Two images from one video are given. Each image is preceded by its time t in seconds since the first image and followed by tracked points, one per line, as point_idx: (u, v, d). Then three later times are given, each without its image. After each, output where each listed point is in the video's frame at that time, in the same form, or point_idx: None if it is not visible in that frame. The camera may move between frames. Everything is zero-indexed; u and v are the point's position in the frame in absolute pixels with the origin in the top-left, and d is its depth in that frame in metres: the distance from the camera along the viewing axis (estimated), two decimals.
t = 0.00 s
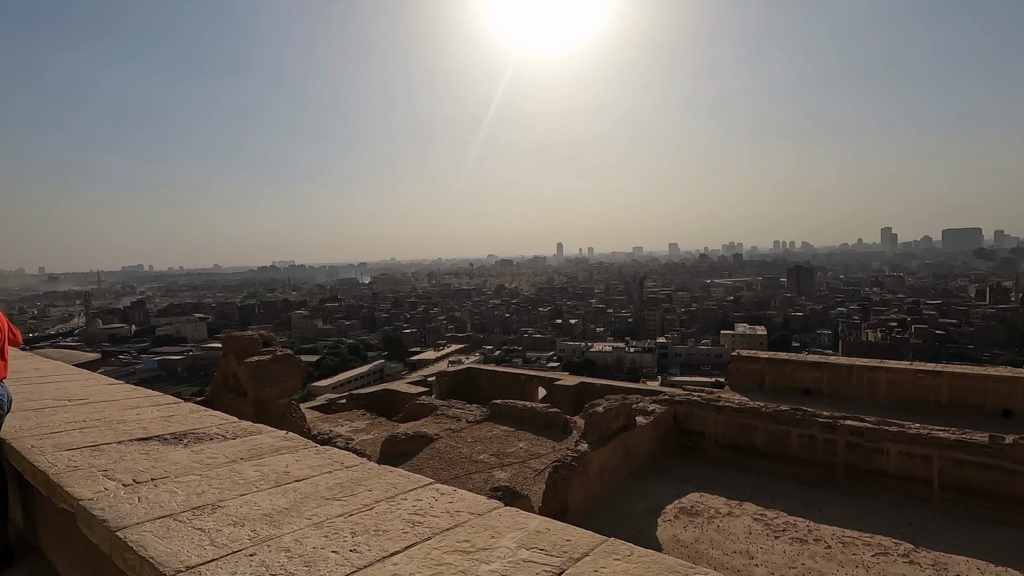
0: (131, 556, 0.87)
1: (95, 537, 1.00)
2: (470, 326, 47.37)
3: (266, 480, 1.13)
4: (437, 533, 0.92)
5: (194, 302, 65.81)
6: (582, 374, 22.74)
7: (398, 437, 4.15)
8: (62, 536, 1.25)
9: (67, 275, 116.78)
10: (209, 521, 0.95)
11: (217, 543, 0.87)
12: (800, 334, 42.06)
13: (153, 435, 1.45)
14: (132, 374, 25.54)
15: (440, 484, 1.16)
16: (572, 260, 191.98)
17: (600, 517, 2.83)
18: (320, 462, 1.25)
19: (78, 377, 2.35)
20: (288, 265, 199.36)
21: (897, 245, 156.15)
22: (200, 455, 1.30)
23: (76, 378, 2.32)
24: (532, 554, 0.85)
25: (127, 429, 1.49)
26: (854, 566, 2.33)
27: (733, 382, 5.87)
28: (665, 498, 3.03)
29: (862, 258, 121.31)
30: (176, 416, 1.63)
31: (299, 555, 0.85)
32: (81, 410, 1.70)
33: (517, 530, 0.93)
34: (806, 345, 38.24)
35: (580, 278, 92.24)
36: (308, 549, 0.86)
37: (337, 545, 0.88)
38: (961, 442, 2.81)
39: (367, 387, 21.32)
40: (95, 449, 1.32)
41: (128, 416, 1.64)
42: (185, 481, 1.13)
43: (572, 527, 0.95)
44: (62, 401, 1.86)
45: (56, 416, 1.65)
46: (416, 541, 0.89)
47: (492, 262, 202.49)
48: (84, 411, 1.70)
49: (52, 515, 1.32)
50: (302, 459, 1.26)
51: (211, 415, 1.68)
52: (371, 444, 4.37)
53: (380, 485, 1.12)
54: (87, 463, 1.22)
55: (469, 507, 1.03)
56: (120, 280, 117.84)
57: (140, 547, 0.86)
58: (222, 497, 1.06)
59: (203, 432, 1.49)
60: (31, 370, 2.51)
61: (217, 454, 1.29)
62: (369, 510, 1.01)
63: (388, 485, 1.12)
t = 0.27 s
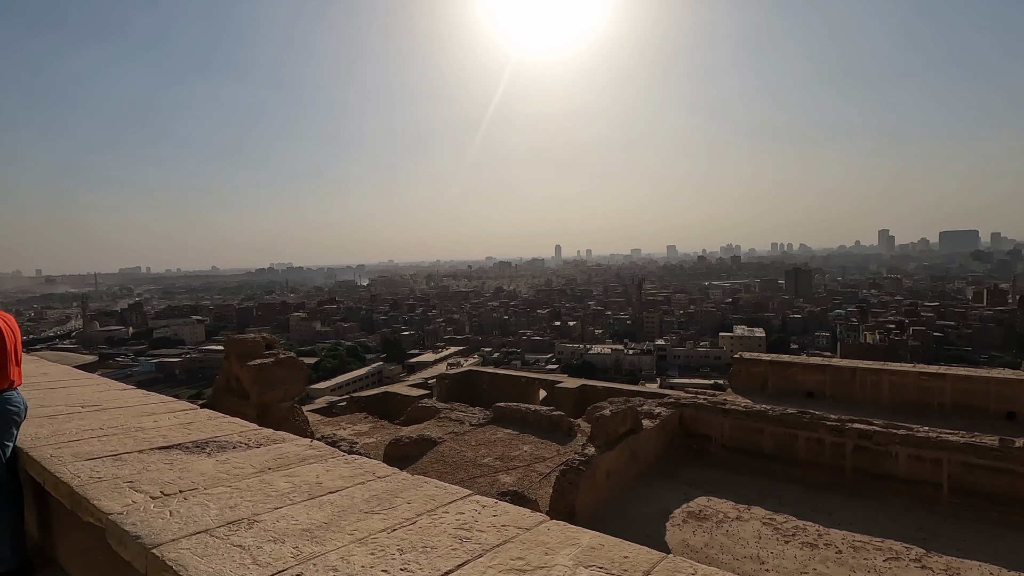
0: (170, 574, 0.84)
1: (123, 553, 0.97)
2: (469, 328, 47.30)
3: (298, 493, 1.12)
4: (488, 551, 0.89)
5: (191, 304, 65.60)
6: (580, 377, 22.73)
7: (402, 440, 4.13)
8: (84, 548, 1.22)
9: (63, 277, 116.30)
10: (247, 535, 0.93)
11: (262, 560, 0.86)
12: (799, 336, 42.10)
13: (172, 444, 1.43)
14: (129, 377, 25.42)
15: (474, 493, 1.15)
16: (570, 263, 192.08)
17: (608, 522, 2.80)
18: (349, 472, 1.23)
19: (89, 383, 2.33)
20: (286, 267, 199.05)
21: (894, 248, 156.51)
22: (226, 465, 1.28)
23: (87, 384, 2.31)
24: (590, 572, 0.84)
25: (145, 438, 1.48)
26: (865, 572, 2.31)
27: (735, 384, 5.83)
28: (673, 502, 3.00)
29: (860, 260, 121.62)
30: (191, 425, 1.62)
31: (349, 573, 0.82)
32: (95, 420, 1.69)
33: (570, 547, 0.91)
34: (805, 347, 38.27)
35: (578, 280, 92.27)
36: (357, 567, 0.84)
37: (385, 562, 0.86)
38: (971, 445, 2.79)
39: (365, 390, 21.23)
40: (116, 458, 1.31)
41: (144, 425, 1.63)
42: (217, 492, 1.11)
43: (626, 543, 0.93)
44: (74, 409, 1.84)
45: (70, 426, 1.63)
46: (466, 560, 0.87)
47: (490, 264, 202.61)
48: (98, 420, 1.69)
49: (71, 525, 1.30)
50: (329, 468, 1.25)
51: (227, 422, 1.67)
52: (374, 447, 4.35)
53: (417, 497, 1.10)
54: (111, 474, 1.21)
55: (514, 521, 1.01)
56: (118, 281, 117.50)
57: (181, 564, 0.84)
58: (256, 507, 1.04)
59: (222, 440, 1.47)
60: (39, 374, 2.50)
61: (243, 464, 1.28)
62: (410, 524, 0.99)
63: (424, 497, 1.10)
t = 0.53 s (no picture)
0: None
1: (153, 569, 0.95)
2: (467, 331, 47.24)
3: (328, 506, 1.09)
4: (537, 570, 0.87)
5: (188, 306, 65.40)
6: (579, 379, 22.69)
7: (404, 444, 4.10)
8: (104, 559, 1.20)
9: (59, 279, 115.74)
10: (283, 553, 0.90)
11: None
12: (796, 338, 42.13)
13: (189, 452, 1.42)
14: (125, 379, 25.30)
15: (511, 507, 1.13)
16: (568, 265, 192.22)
17: (615, 526, 2.78)
18: (377, 481, 1.22)
19: (95, 389, 2.32)
20: (283, 269, 198.66)
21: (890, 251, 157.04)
22: (246, 474, 1.26)
23: (91, 391, 2.29)
24: None
25: (159, 447, 1.46)
26: None
27: (736, 387, 5.79)
28: (679, 506, 2.99)
29: (856, 262, 121.82)
30: (206, 433, 1.61)
31: None
32: (108, 427, 1.68)
33: (625, 564, 0.89)
34: (803, 349, 38.29)
35: (576, 283, 92.36)
36: None
37: None
38: (979, 448, 2.78)
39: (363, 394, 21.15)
40: (134, 468, 1.30)
41: (160, 433, 1.62)
42: (246, 506, 1.09)
43: (678, 562, 0.90)
44: (82, 416, 1.82)
45: (83, 435, 1.63)
46: None
47: (487, 266, 202.59)
48: (110, 427, 1.68)
49: (88, 535, 1.29)
50: (357, 480, 1.22)
51: (240, 429, 1.66)
52: (377, 451, 4.32)
53: (453, 510, 1.08)
54: (131, 485, 1.19)
55: (558, 536, 0.99)
56: (114, 284, 116.99)
57: None
58: (284, 522, 1.01)
59: (239, 447, 1.46)
60: (44, 380, 2.49)
61: (266, 475, 1.25)
62: (451, 540, 0.96)
63: (461, 510, 1.08)
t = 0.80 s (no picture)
0: None
1: None
2: (463, 333, 47.11)
3: (356, 521, 1.05)
4: None
5: (183, 309, 65.02)
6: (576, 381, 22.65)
7: (405, 447, 4.06)
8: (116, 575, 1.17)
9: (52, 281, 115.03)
10: None
11: None
12: (792, 340, 42.23)
13: (203, 463, 1.39)
14: (119, 383, 25.09)
15: (549, 523, 1.10)
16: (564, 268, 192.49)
17: (621, 531, 2.75)
18: (404, 494, 1.20)
19: (97, 395, 2.27)
20: (278, 272, 198.04)
21: (884, 253, 157.87)
22: (265, 486, 1.23)
23: (91, 397, 2.24)
24: None
25: (170, 457, 1.44)
26: None
27: (736, 389, 5.75)
28: (685, 510, 2.96)
29: (851, 264, 122.30)
30: (217, 442, 1.58)
31: None
32: (115, 437, 1.65)
33: None
34: (798, 351, 38.39)
35: (573, 285, 92.42)
36: None
37: None
38: (987, 451, 2.76)
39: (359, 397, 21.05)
40: (146, 480, 1.27)
41: (169, 441, 1.59)
42: (270, 523, 1.05)
43: None
44: (84, 425, 1.78)
45: (89, 443, 1.59)
46: None
47: (483, 269, 202.58)
48: (117, 435, 1.64)
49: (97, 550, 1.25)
50: (383, 492, 1.20)
51: (252, 436, 1.64)
52: (377, 454, 4.27)
53: (491, 527, 1.04)
54: (145, 501, 1.15)
55: (607, 556, 0.95)
56: (108, 286, 116.31)
57: None
58: (311, 541, 0.97)
59: (252, 457, 1.43)
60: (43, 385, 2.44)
61: (287, 487, 1.22)
62: (493, 560, 0.92)
63: (498, 526, 1.05)
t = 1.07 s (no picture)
0: None
1: None
2: (459, 336, 47.07)
3: (391, 548, 1.02)
4: None
5: (177, 312, 64.64)
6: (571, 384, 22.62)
7: (405, 453, 4.01)
8: None
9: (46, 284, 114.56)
10: None
11: None
12: (787, 343, 42.37)
13: (219, 480, 1.38)
14: (112, 387, 24.89)
15: (595, 545, 1.07)
16: (560, 270, 192.67)
17: (625, 538, 2.72)
18: (436, 514, 1.17)
19: (101, 408, 2.25)
20: (274, 275, 197.40)
21: (878, 256, 158.80)
22: (287, 507, 1.21)
23: (95, 409, 2.22)
24: None
25: (185, 475, 1.42)
26: None
27: (736, 392, 5.70)
28: (690, 515, 2.93)
29: (845, 266, 122.81)
30: (231, 457, 1.57)
31: None
32: (126, 452, 1.63)
33: None
34: (794, 353, 38.48)
35: (568, 288, 92.52)
36: None
37: None
38: (994, 455, 2.74)
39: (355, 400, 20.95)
40: (161, 502, 1.25)
41: (180, 457, 1.58)
42: (295, 547, 1.03)
43: None
44: (92, 439, 1.78)
45: (99, 459, 1.58)
46: None
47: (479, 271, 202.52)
48: (124, 451, 1.62)
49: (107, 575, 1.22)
50: (415, 513, 1.17)
51: (267, 451, 1.62)
52: (376, 460, 4.22)
53: (532, 551, 1.02)
54: (163, 524, 1.13)
55: None
56: (101, 289, 115.82)
57: None
58: (341, 566, 0.95)
59: (269, 474, 1.41)
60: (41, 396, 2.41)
61: (311, 508, 1.20)
62: None
63: (544, 551, 1.02)
